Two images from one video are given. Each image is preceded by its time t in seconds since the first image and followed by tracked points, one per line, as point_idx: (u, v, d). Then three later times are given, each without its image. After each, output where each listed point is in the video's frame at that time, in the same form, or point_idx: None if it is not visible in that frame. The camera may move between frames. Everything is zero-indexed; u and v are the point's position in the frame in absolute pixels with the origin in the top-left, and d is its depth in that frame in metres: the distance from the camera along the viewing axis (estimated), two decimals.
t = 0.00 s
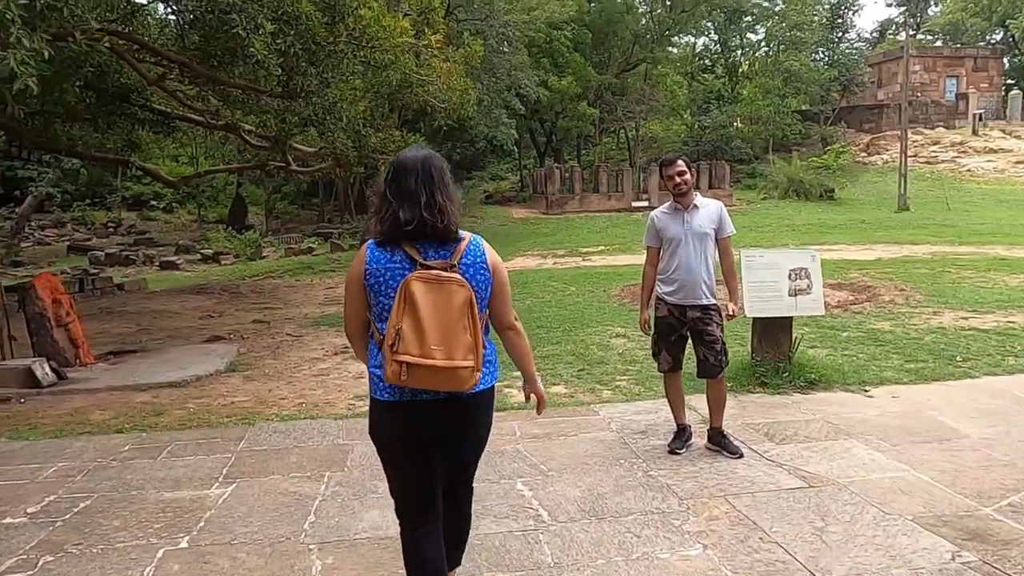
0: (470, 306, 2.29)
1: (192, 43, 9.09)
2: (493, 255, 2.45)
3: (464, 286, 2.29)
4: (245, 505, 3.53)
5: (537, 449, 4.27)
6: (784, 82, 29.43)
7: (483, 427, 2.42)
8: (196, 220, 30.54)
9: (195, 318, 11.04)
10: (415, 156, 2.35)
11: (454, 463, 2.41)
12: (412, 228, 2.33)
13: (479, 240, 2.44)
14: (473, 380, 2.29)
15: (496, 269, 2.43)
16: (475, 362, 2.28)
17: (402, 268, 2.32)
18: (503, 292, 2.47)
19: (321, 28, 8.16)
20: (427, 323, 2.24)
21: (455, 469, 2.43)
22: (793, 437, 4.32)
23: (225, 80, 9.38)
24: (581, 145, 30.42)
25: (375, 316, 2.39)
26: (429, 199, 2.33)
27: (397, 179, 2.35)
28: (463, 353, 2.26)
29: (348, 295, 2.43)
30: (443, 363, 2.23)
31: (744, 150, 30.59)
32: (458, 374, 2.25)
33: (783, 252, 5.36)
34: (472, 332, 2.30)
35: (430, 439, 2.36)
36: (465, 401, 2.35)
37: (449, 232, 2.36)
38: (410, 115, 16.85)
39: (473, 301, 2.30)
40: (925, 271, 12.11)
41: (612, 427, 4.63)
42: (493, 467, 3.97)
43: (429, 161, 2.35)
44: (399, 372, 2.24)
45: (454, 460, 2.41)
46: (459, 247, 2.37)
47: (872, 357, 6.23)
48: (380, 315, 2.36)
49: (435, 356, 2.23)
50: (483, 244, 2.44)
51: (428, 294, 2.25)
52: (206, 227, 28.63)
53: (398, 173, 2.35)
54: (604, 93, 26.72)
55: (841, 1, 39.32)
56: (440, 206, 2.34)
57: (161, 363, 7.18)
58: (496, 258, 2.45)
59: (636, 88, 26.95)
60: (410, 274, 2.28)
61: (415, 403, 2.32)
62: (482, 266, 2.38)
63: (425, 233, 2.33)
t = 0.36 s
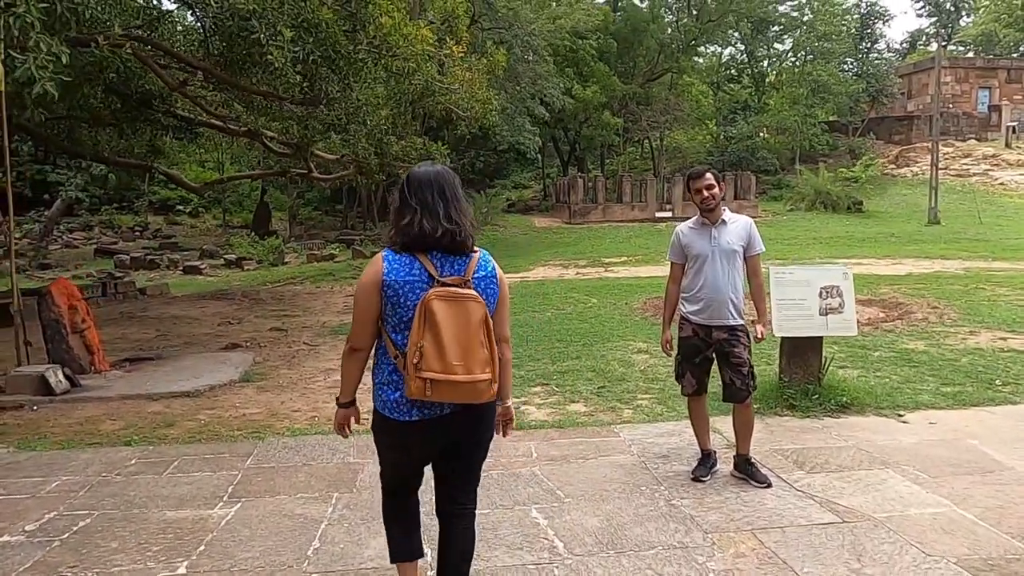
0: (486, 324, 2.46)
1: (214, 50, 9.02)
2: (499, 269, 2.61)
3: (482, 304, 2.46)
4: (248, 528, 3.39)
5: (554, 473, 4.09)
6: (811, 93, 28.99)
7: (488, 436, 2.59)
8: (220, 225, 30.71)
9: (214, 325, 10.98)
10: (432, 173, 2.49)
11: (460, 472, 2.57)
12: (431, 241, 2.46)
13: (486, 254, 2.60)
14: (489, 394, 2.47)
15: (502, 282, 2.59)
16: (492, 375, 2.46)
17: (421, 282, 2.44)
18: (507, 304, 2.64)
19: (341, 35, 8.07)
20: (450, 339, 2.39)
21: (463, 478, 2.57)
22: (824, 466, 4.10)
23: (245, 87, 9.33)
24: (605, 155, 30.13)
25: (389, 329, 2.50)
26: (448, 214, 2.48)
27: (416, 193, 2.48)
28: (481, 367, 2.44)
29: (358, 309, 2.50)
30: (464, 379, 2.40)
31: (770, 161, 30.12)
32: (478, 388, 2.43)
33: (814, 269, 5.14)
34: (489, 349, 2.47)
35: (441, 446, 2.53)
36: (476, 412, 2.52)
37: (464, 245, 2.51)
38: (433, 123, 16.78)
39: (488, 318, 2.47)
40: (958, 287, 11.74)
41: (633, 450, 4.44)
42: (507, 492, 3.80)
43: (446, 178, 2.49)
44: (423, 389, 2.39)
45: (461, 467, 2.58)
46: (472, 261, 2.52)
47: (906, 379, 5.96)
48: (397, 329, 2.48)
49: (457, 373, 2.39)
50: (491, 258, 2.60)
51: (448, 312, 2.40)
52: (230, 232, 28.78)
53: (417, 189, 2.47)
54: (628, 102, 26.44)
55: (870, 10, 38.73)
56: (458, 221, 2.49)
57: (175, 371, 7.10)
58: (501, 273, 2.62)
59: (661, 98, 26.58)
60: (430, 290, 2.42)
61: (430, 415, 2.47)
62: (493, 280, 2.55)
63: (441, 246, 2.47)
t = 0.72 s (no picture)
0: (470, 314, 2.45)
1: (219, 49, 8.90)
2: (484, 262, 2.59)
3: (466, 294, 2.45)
4: (241, 542, 3.24)
5: (562, 487, 3.92)
6: (819, 98, 28.86)
7: (476, 433, 2.55)
8: (225, 227, 30.63)
9: (216, 327, 10.85)
10: (416, 171, 2.48)
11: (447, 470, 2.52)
12: (414, 238, 2.46)
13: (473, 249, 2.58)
14: (470, 383, 2.45)
15: (487, 275, 2.57)
16: (474, 364, 2.45)
17: (403, 275, 2.45)
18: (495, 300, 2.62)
19: (347, 32, 7.93)
20: (431, 328, 2.39)
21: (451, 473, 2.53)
22: (843, 481, 3.93)
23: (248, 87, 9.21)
24: (611, 159, 30.03)
25: (375, 323, 2.51)
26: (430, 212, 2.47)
27: (398, 194, 2.48)
28: (462, 356, 2.42)
29: (346, 304, 2.52)
30: (445, 366, 2.39)
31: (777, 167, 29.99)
32: (459, 376, 2.41)
33: (831, 275, 4.98)
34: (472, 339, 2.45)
35: (425, 438, 2.49)
36: (462, 408, 2.49)
37: (446, 242, 2.50)
38: (439, 125, 16.63)
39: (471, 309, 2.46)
40: (971, 295, 11.52)
41: (645, 462, 4.27)
42: (514, 507, 3.64)
43: (432, 177, 2.48)
44: (403, 376, 2.39)
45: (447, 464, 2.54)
46: (455, 256, 2.51)
47: (924, 390, 5.79)
48: (382, 322, 2.48)
49: (438, 360, 2.39)
50: (477, 253, 2.58)
51: (429, 300, 2.39)
52: (234, 233, 28.73)
53: (401, 188, 2.47)
54: (635, 107, 26.38)
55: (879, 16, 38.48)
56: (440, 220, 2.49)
57: (173, 375, 6.95)
58: (487, 269, 2.60)
59: (669, 103, 26.59)
60: (412, 283, 2.42)
61: (414, 408, 2.46)
62: (478, 275, 2.53)
63: (423, 244, 2.46)
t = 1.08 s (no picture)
0: (445, 334, 2.38)
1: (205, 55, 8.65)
2: (479, 279, 2.50)
3: (443, 314, 2.38)
4: None
5: (562, 513, 3.73)
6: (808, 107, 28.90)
7: (466, 450, 2.48)
8: (211, 236, 30.29)
9: (201, 340, 10.60)
10: (409, 188, 2.46)
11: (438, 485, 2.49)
12: (399, 255, 2.44)
13: (467, 266, 2.51)
14: (444, 404, 2.38)
15: (477, 293, 2.48)
16: (446, 386, 2.36)
17: (389, 292, 2.44)
18: (494, 316, 2.52)
19: (337, 36, 7.70)
20: (404, 346, 2.36)
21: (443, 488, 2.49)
22: (855, 505, 3.77)
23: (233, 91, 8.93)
24: (600, 168, 29.95)
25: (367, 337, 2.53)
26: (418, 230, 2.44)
27: (390, 211, 2.47)
28: (435, 377, 2.36)
29: (347, 315, 2.58)
30: (414, 385, 2.35)
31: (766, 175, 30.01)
32: (429, 397, 2.35)
33: (836, 288, 4.83)
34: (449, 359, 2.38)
35: (414, 452, 2.47)
36: (446, 425, 2.43)
37: (434, 260, 2.45)
38: (429, 133, 16.44)
39: (449, 328, 2.38)
40: (966, 305, 11.43)
41: (646, 485, 4.09)
42: (509, 536, 3.44)
43: (424, 194, 2.46)
44: (375, 390, 2.38)
45: (434, 475, 2.50)
46: (442, 273, 2.45)
47: (930, 406, 5.64)
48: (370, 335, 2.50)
49: (408, 378, 2.35)
50: (471, 270, 2.50)
51: (405, 318, 2.37)
52: (221, 243, 28.41)
53: (392, 205, 2.46)
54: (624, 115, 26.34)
55: (867, 25, 38.63)
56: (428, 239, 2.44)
57: (155, 392, 6.70)
58: (481, 285, 2.50)
59: (658, 112, 26.61)
60: (394, 299, 2.40)
61: (395, 422, 2.44)
62: (465, 293, 2.45)
63: (409, 260, 2.43)
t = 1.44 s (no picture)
0: (453, 344, 2.41)
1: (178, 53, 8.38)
2: (490, 283, 2.50)
3: (448, 324, 2.41)
4: None
5: (552, 528, 3.55)
6: (789, 106, 28.94)
7: (476, 454, 2.51)
8: (190, 239, 29.84)
9: (177, 346, 10.32)
10: (419, 195, 2.49)
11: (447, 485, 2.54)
12: (411, 263, 2.47)
13: (478, 269, 2.52)
14: (453, 411, 2.43)
15: (487, 298, 2.48)
16: (453, 394, 2.41)
17: (402, 300, 2.50)
18: (508, 319, 2.52)
19: (313, 35, 7.41)
20: (412, 356, 2.43)
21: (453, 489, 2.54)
22: (855, 515, 3.63)
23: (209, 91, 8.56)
24: (583, 167, 29.84)
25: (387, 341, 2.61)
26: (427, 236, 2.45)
27: (402, 217, 2.50)
28: (442, 385, 2.41)
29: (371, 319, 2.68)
30: (422, 393, 2.41)
31: (748, 174, 30.07)
32: (436, 405, 2.42)
33: (831, 289, 4.69)
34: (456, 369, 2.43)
35: (423, 455, 2.52)
36: (455, 431, 2.47)
37: (446, 267, 2.47)
38: (410, 134, 16.22)
39: (456, 337, 2.42)
40: (952, 303, 11.40)
41: (639, 496, 3.92)
42: (498, 554, 3.26)
43: (432, 200, 2.48)
44: (387, 398, 2.48)
45: (444, 475, 2.54)
46: (452, 279, 2.47)
47: (925, 408, 5.52)
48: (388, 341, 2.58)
49: (416, 387, 2.42)
50: (481, 274, 2.50)
51: (414, 327, 2.42)
52: (200, 245, 28.00)
53: (402, 213, 2.49)
54: (607, 115, 26.27)
55: (846, 25, 38.81)
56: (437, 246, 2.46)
57: (127, 401, 6.45)
58: (492, 290, 2.50)
59: (640, 111, 26.58)
60: (404, 308, 2.46)
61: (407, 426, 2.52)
62: (473, 299, 2.46)
63: (418, 269, 2.46)
